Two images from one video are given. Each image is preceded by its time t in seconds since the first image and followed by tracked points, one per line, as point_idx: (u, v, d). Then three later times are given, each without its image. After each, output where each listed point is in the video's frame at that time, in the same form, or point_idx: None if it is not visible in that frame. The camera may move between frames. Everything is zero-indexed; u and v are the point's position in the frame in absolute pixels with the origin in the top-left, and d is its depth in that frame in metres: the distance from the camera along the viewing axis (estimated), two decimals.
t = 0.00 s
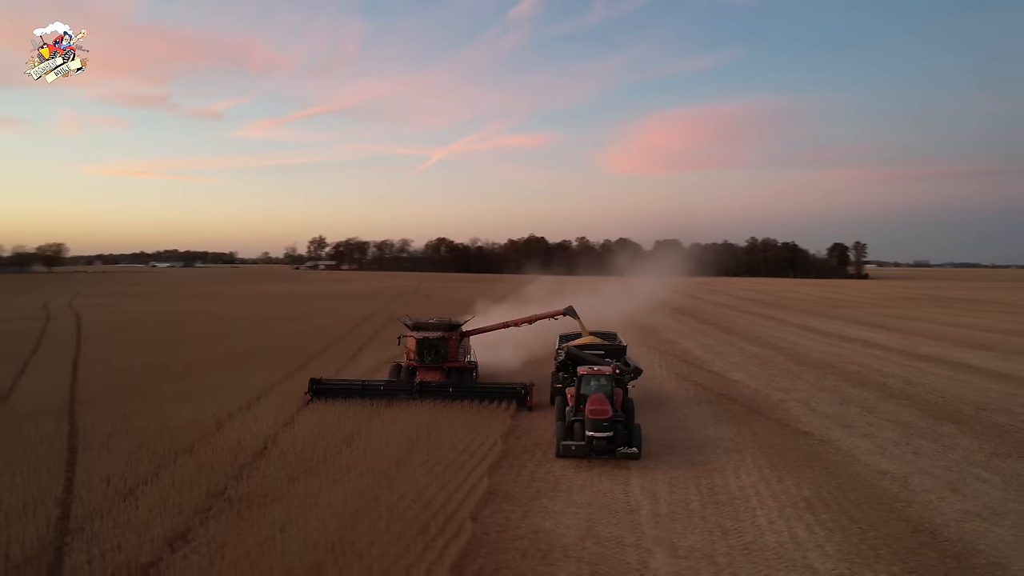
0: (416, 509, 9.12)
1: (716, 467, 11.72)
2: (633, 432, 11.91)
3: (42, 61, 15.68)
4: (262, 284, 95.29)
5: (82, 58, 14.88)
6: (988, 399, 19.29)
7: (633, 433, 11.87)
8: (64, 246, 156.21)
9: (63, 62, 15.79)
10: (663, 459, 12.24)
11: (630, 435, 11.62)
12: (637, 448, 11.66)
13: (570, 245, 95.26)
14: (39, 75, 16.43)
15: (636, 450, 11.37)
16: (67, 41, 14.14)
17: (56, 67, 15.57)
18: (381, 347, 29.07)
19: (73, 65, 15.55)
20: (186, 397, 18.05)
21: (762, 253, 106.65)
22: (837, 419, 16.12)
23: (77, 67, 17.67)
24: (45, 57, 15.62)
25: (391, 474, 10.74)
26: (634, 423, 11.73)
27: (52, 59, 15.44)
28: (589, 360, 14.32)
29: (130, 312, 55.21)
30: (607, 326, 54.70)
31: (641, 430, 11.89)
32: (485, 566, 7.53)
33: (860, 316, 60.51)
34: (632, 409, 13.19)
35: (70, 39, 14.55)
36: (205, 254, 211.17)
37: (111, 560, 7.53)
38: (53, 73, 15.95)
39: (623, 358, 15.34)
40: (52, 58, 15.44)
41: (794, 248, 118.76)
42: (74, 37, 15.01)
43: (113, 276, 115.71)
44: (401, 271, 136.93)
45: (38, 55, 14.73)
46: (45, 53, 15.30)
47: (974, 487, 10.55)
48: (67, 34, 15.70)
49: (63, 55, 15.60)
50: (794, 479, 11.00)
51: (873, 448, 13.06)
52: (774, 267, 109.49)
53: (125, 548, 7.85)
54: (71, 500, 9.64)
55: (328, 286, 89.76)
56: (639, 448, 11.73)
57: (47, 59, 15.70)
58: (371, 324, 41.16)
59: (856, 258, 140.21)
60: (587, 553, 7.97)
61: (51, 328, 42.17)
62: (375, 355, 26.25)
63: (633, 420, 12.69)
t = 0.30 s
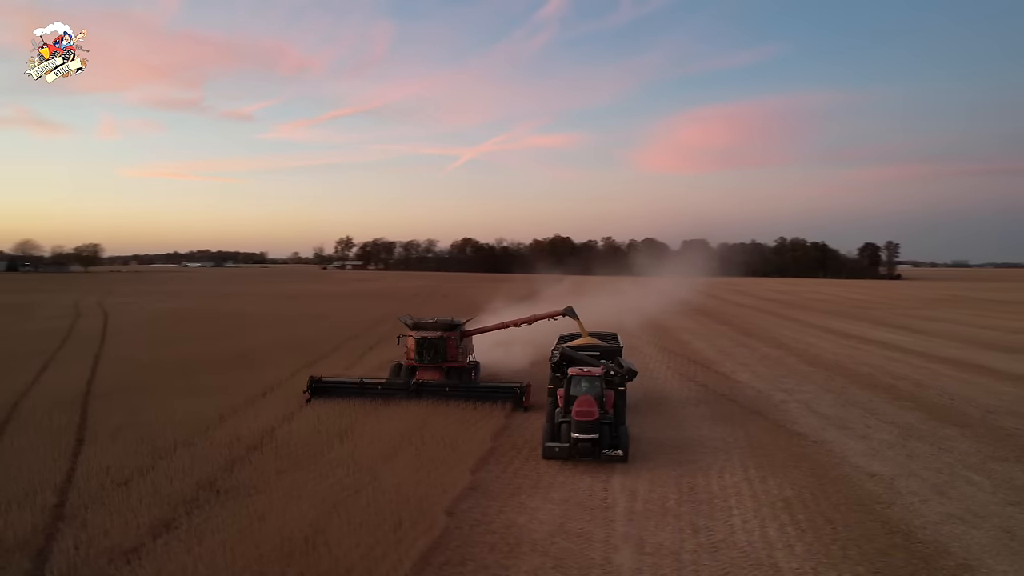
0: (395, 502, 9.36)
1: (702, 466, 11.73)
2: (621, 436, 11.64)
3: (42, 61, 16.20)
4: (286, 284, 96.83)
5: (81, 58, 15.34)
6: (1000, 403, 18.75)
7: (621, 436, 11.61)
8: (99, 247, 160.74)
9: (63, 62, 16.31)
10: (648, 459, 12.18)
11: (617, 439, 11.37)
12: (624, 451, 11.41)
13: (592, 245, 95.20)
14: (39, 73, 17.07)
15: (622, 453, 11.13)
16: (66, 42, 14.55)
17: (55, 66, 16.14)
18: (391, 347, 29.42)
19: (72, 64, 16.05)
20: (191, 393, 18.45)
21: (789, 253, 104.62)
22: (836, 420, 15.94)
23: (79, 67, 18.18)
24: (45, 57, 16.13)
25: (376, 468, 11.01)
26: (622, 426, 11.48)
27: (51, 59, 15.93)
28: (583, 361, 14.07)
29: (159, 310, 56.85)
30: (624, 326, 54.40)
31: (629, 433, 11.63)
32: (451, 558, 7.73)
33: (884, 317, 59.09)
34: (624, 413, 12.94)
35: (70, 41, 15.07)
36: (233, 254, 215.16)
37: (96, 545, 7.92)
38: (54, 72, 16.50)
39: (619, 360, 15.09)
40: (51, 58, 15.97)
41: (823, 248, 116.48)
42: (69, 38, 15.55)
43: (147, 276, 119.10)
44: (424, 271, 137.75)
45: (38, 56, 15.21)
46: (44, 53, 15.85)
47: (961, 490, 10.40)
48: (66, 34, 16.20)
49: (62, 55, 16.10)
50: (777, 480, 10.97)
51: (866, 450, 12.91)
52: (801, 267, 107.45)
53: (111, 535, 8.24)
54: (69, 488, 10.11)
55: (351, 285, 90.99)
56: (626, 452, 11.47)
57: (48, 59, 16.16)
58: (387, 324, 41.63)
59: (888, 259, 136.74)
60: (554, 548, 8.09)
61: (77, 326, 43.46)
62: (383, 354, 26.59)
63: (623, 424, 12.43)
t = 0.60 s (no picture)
0: (375, 496, 9.60)
1: (688, 466, 11.72)
2: (608, 439, 11.38)
3: (41, 61, 16.48)
4: (308, 283, 98.13)
5: (78, 57, 15.58)
6: (1012, 406, 18.22)
7: (608, 440, 11.34)
8: (130, 247, 164.78)
9: (62, 62, 16.55)
10: (635, 459, 12.11)
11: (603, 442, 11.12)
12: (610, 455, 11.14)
13: (614, 244, 94.80)
14: (38, 72, 17.38)
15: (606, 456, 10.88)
16: (64, 42, 14.74)
17: (54, 66, 16.42)
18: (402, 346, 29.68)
19: (71, 64, 16.28)
20: (197, 390, 18.81)
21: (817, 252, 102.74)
22: (836, 422, 15.71)
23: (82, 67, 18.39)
24: (45, 57, 16.41)
25: (363, 462, 11.27)
26: (609, 429, 11.23)
27: (51, 59, 16.17)
28: (577, 361, 13.82)
29: (184, 309, 58.24)
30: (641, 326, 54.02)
31: (615, 437, 11.37)
32: (420, 551, 7.93)
33: (910, 319, 57.61)
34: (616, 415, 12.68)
35: (68, 41, 15.33)
36: (265, 254, 219.17)
37: (84, 533, 8.29)
38: (53, 72, 16.78)
39: (614, 360, 14.77)
40: (51, 58, 16.25)
41: (851, 248, 113.98)
42: (66, 37, 15.83)
43: (178, 275, 122.03)
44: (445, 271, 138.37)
45: (37, 57, 15.46)
46: (43, 52, 16.14)
47: (948, 494, 10.24)
48: (64, 34, 16.42)
49: (61, 55, 16.34)
50: (761, 480, 10.92)
51: (859, 452, 12.75)
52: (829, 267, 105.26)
53: (100, 523, 8.61)
54: (67, 479, 10.54)
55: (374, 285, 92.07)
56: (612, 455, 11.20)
57: (47, 59, 16.38)
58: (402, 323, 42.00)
59: (922, 258, 133.14)
60: (524, 544, 8.22)
61: (101, 324, 44.56)
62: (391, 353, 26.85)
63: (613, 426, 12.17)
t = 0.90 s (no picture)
0: (358, 491, 9.81)
1: (674, 467, 11.71)
2: (594, 442, 11.18)
3: (39, 62, 15.50)
4: (329, 283, 99.06)
5: (83, 60, 14.75)
6: None
7: (594, 443, 11.14)
8: (159, 245, 168.10)
9: (62, 63, 15.35)
10: (624, 461, 12.07)
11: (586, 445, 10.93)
12: (594, 458, 10.93)
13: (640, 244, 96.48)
14: (39, 73, 16.33)
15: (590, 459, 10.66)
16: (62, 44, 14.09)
17: (55, 67, 15.24)
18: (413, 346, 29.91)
19: (71, 66, 15.37)
20: (204, 388, 19.11)
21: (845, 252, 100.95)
22: (836, 424, 15.45)
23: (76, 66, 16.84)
24: (45, 57, 15.24)
25: (353, 457, 11.50)
26: (595, 432, 11.04)
27: (50, 60, 15.01)
28: (570, 363, 13.63)
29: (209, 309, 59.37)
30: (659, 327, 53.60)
31: (600, 440, 11.14)
32: (393, 545, 8.11)
33: (937, 320, 56.20)
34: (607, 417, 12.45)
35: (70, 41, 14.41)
36: (293, 254, 222.71)
37: (75, 521, 8.63)
38: (55, 71, 15.72)
39: (608, 362, 14.56)
40: (51, 58, 15.12)
41: (882, 247, 111.25)
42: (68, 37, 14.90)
43: (208, 275, 124.59)
44: (466, 270, 138.70)
45: (36, 58, 14.56)
46: (42, 52, 15.07)
47: (936, 497, 10.07)
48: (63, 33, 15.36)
49: (61, 55, 15.17)
50: (746, 482, 10.85)
51: (853, 455, 12.58)
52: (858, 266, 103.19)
53: (92, 512, 8.96)
54: (68, 471, 10.94)
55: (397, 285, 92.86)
56: (598, 459, 10.98)
57: (47, 59, 15.29)
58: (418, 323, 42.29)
59: (957, 259, 129.48)
60: (496, 540, 8.34)
61: (124, 322, 45.49)
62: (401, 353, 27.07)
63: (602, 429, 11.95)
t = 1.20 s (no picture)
0: (342, 487, 10.01)
1: (662, 467, 11.68)
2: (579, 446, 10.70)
3: (40, 61, 15.81)
4: (353, 283, 100.42)
5: (81, 57, 14.88)
6: None
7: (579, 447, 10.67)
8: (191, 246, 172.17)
9: (62, 62, 15.59)
10: (613, 461, 12.01)
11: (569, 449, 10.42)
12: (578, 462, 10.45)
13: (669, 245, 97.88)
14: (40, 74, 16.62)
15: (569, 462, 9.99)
16: (60, 43, 14.43)
17: (54, 66, 15.47)
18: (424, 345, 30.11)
19: (71, 65, 15.72)
20: (213, 386, 19.50)
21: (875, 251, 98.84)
22: (837, 426, 15.21)
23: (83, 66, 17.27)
24: (45, 57, 15.49)
25: (344, 454, 11.68)
26: (580, 436, 10.59)
27: (51, 59, 15.36)
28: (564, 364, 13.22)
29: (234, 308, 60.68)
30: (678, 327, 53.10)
31: (585, 444, 10.64)
32: (368, 539, 8.27)
33: (966, 322, 54.69)
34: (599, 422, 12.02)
35: (68, 38, 14.58)
36: (321, 254, 226.19)
37: (67, 511, 8.95)
38: (56, 72, 15.93)
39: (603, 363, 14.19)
40: (50, 57, 15.26)
41: (915, 247, 108.50)
42: (66, 35, 15.12)
43: (238, 275, 127.32)
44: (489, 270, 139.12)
45: (37, 58, 14.91)
46: (43, 51, 15.33)
47: (925, 502, 9.88)
48: (64, 34, 15.64)
49: (61, 55, 15.49)
50: (732, 484, 10.78)
51: (847, 458, 12.37)
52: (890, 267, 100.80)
53: (85, 502, 9.27)
54: (71, 462, 11.35)
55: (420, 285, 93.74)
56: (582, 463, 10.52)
57: (47, 58, 15.53)
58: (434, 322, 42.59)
59: (995, 259, 125.59)
60: (470, 536, 8.43)
61: (150, 321, 46.61)
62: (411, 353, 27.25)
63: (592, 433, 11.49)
